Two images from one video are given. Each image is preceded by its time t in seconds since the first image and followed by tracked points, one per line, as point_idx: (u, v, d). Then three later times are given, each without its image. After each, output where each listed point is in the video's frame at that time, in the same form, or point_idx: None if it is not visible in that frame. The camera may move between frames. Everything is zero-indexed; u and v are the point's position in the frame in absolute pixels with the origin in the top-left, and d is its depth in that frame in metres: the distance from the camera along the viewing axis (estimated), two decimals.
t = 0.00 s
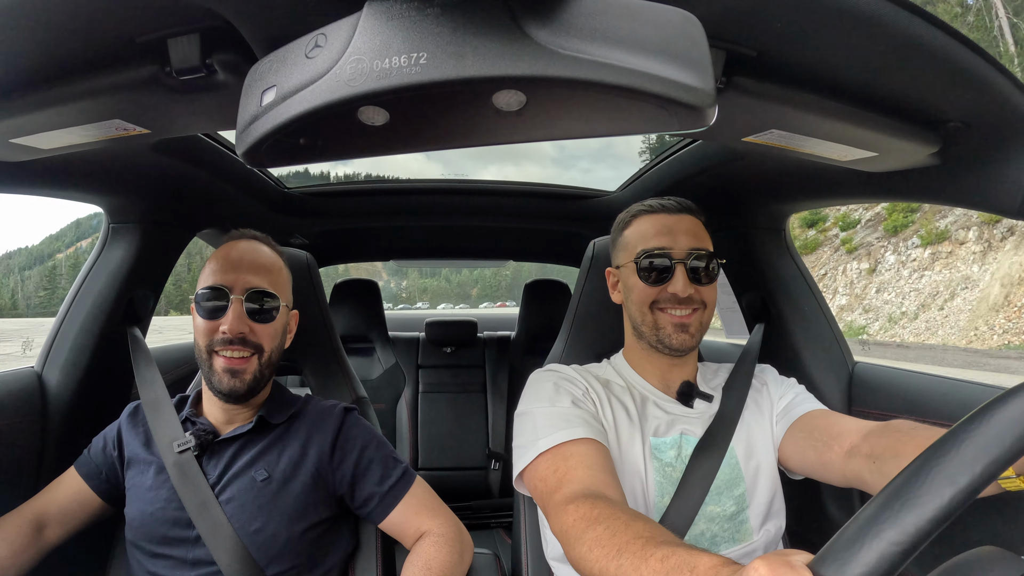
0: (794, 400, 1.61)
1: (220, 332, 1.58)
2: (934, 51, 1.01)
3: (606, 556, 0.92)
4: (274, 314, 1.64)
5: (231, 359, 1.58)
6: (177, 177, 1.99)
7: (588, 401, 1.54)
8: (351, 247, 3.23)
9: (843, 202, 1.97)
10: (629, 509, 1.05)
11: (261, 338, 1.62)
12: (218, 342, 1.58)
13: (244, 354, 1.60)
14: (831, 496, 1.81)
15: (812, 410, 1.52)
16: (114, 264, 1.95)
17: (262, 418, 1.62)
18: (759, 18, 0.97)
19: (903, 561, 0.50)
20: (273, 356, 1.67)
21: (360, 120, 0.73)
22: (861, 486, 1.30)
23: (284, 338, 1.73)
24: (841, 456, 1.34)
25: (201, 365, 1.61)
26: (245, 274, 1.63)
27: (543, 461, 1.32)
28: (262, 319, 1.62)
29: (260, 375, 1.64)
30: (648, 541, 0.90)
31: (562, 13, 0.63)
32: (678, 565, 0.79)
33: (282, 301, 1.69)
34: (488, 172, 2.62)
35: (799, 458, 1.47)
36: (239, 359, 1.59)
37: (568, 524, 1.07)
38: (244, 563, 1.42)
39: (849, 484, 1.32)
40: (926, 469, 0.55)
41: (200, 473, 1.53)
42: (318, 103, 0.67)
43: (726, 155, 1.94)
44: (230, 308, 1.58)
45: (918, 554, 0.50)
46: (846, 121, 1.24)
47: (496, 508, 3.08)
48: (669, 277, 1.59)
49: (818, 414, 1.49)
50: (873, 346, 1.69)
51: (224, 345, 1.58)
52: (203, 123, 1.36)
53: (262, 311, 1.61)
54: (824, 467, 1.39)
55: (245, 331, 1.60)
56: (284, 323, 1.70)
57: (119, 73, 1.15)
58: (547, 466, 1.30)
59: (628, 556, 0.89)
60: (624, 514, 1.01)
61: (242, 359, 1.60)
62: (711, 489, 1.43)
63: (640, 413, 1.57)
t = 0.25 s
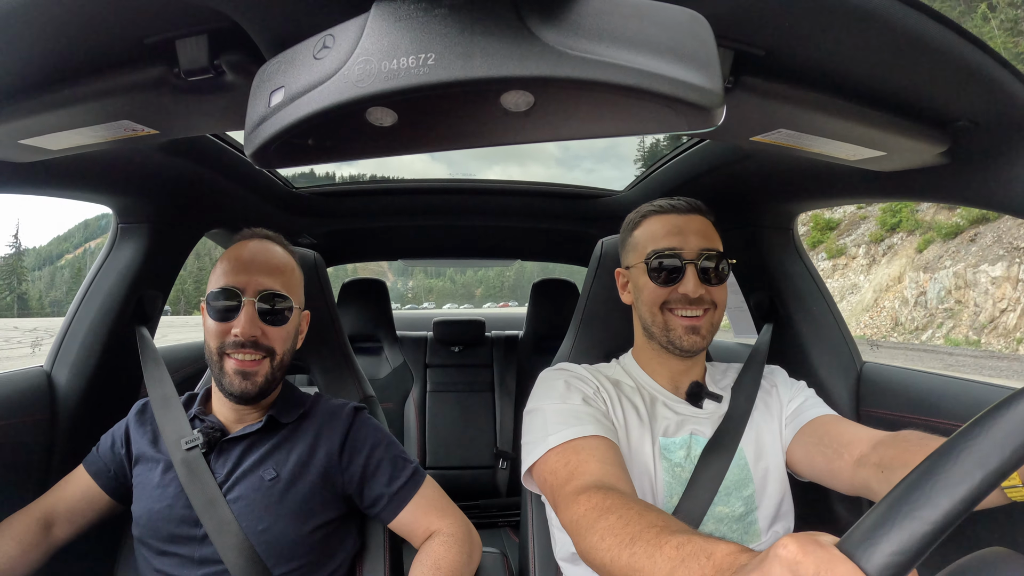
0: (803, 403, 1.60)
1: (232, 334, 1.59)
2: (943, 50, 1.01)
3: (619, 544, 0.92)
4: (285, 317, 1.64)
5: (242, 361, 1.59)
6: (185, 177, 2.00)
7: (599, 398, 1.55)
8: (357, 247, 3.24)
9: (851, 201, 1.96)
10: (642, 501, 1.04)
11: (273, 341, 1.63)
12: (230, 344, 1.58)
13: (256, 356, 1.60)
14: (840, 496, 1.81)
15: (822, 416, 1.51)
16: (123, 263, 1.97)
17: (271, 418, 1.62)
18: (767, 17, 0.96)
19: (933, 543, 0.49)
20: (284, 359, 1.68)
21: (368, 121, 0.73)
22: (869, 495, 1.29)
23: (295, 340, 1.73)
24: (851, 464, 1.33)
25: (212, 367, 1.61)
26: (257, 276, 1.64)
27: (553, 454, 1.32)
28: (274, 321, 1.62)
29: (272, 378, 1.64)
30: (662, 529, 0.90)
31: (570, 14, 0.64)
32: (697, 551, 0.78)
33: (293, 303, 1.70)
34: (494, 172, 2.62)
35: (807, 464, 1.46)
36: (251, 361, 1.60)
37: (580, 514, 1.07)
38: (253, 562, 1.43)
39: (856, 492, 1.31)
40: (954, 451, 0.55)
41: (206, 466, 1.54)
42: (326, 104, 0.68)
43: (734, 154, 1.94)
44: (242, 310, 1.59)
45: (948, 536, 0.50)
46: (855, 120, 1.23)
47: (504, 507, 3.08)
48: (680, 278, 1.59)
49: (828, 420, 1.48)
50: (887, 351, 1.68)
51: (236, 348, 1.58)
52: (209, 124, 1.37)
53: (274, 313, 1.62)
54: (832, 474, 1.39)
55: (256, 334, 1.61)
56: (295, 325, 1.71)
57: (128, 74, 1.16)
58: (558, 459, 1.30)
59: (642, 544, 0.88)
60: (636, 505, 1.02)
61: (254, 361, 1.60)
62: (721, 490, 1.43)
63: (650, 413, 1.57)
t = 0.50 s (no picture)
0: (805, 390, 1.60)
1: (224, 344, 1.59)
2: (945, 40, 1.00)
3: (631, 509, 0.91)
4: (279, 322, 1.64)
5: (236, 372, 1.59)
6: (188, 176, 2.00)
7: (605, 379, 1.58)
8: (361, 244, 3.24)
9: (856, 193, 1.95)
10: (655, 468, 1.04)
11: (266, 350, 1.63)
12: (222, 355, 1.59)
13: (249, 366, 1.61)
14: (846, 488, 1.81)
15: (824, 402, 1.51)
16: (128, 264, 1.97)
17: (269, 423, 1.61)
18: (768, 9, 0.96)
19: (960, 518, 0.49)
20: (278, 366, 1.68)
21: (371, 119, 0.73)
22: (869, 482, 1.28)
23: (290, 343, 1.74)
24: (852, 452, 1.32)
25: (206, 377, 1.62)
26: (247, 283, 1.63)
27: (562, 419, 1.33)
28: (266, 330, 1.62)
29: (267, 386, 1.65)
30: (677, 499, 0.89)
31: (571, 10, 0.63)
32: (712, 529, 0.75)
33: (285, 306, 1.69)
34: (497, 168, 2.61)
35: (810, 449, 1.46)
36: (245, 371, 1.60)
37: (592, 474, 1.07)
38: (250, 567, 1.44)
39: (856, 480, 1.30)
40: (972, 433, 0.55)
41: (202, 470, 1.55)
42: (328, 103, 0.68)
43: (737, 146, 1.93)
44: (234, 320, 1.59)
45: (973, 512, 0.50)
46: (857, 111, 1.23)
47: (511, 502, 3.09)
48: (684, 270, 1.58)
49: (829, 407, 1.48)
50: (901, 346, 1.67)
51: (228, 358, 1.59)
52: (211, 124, 1.37)
53: (266, 322, 1.62)
54: (834, 461, 1.39)
55: (249, 344, 1.61)
56: (288, 332, 1.71)
57: (129, 75, 1.16)
58: (567, 423, 1.30)
59: (654, 512, 0.87)
60: (649, 471, 1.01)
61: (247, 371, 1.60)
62: (721, 478, 1.43)
63: (652, 403, 1.57)
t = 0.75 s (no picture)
0: (808, 401, 1.59)
1: (215, 342, 1.58)
2: (948, 44, 1.00)
3: (643, 497, 0.91)
4: (267, 317, 1.65)
5: (228, 370, 1.59)
6: (190, 177, 2.00)
7: (611, 384, 1.58)
8: (362, 245, 3.25)
9: (857, 196, 1.95)
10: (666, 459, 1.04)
11: (256, 345, 1.63)
12: (214, 353, 1.58)
13: (242, 364, 1.61)
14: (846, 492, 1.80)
15: (827, 414, 1.51)
16: (129, 264, 1.98)
17: (266, 423, 1.61)
18: (771, 12, 0.96)
19: (985, 497, 0.51)
20: (270, 362, 1.68)
21: (372, 119, 0.73)
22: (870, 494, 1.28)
23: (280, 340, 1.74)
24: (855, 464, 1.32)
25: (199, 377, 1.61)
26: (234, 279, 1.63)
27: (567, 417, 1.33)
28: (256, 324, 1.62)
29: (261, 383, 1.65)
30: (690, 486, 0.89)
31: (573, 12, 0.63)
32: (729, 513, 0.74)
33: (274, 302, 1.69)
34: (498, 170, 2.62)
35: (814, 460, 1.46)
36: (237, 368, 1.60)
37: (601, 465, 1.07)
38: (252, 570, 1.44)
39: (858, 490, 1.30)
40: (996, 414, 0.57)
41: (204, 474, 1.55)
42: (330, 104, 0.68)
43: (739, 150, 1.93)
44: (223, 315, 1.59)
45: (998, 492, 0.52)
46: (859, 115, 1.23)
47: (511, 505, 3.09)
48: (682, 276, 1.58)
49: (835, 419, 1.48)
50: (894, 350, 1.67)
51: (221, 356, 1.58)
52: (214, 124, 1.37)
53: (256, 316, 1.62)
54: (836, 471, 1.38)
55: (240, 339, 1.60)
56: (278, 325, 1.71)
57: (132, 75, 1.16)
58: (574, 420, 1.30)
59: (668, 498, 0.87)
60: (660, 461, 1.02)
61: (240, 369, 1.60)
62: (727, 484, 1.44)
63: (657, 407, 1.57)
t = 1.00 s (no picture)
0: (801, 390, 1.61)
1: (210, 326, 1.59)
2: (945, 39, 1.00)
3: (629, 506, 0.91)
4: (262, 307, 1.64)
5: (222, 355, 1.58)
6: (187, 174, 2.00)
7: (599, 380, 1.58)
8: (362, 242, 3.24)
9: (855, 192, 1.95)
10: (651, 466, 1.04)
11: (250, 333, 1.63)
12: (209, 337, 1.58)
13: (234, 349, 1.60)
14: (843, 486, 1.81)
15: (819, 402, 1.52)
16: (127, 261, 1.97)
17: (257, 418, 1.61)
18: (767, 6, 0.96)
19: (959, 516, 0.49)
20: (263, 351, 1.67)
21: (370, 115, 0.73)
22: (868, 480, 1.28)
23: (273, 332, 1.73)
24: (851, 450, 1.32)
25: (193, 365, 1.61)
26: (232, 265, 1.64)
27: (557, 418, 1.33)
28: (251, 310, 1.62)
29: (253, 369, 1.64)
30: (674, 496, 0.89)
31: (572, 7, 0.63)
32: (711, 526, 0.75)
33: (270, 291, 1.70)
34: (497, 167, 2.61)
35: (808, 449, 1.46)
36: (230, 354, 1.59)
37: (588, 473, 1.07)
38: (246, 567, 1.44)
39: (856, 477, 1.30)
40: (968, 432, 0.55)
41: (196, 469, 1.55)
42: (328, 99, 0.67)
43: (737, 145, 1.93)
44: (219, 301, 1.59)
45: (971, 510, 0.50)
46: (857, 109, 1.23)
47: (509, 500, 3.09)
48: (672, 270, 1.57)
49: (826, 406, 1.49)
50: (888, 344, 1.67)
51: (215, 340, 1.58)
52: (210, 120, 1.36)
53: (252, 303, 1.63)
54: (832, 460, 1.39)
55: (234, 325, 1.60)
56: (273, 314, 1.71)
57: (128, 72, 1.15)
58: (562, 422, 1.30)
59: (653, 509, 0.87)
60: (645, 469, 1.02)
61: (233, 354, 1.60)
62: (719, 480, 1.44)
63: (647, 405, 1.57)
